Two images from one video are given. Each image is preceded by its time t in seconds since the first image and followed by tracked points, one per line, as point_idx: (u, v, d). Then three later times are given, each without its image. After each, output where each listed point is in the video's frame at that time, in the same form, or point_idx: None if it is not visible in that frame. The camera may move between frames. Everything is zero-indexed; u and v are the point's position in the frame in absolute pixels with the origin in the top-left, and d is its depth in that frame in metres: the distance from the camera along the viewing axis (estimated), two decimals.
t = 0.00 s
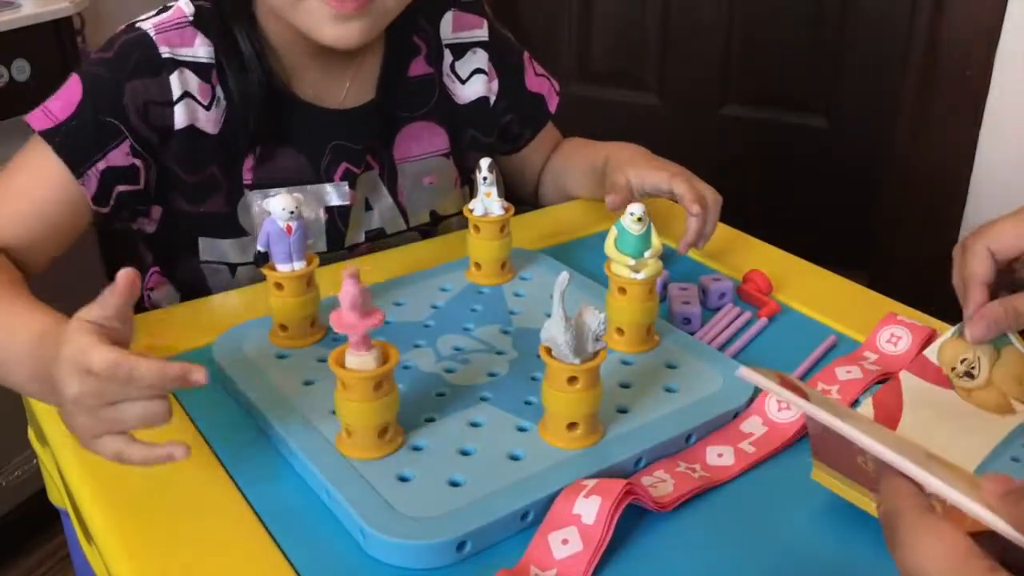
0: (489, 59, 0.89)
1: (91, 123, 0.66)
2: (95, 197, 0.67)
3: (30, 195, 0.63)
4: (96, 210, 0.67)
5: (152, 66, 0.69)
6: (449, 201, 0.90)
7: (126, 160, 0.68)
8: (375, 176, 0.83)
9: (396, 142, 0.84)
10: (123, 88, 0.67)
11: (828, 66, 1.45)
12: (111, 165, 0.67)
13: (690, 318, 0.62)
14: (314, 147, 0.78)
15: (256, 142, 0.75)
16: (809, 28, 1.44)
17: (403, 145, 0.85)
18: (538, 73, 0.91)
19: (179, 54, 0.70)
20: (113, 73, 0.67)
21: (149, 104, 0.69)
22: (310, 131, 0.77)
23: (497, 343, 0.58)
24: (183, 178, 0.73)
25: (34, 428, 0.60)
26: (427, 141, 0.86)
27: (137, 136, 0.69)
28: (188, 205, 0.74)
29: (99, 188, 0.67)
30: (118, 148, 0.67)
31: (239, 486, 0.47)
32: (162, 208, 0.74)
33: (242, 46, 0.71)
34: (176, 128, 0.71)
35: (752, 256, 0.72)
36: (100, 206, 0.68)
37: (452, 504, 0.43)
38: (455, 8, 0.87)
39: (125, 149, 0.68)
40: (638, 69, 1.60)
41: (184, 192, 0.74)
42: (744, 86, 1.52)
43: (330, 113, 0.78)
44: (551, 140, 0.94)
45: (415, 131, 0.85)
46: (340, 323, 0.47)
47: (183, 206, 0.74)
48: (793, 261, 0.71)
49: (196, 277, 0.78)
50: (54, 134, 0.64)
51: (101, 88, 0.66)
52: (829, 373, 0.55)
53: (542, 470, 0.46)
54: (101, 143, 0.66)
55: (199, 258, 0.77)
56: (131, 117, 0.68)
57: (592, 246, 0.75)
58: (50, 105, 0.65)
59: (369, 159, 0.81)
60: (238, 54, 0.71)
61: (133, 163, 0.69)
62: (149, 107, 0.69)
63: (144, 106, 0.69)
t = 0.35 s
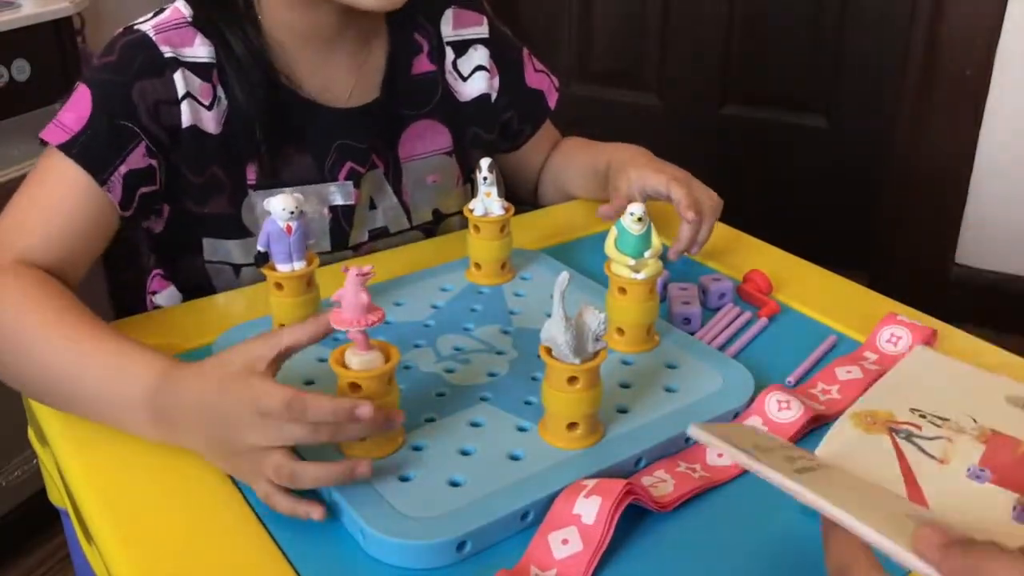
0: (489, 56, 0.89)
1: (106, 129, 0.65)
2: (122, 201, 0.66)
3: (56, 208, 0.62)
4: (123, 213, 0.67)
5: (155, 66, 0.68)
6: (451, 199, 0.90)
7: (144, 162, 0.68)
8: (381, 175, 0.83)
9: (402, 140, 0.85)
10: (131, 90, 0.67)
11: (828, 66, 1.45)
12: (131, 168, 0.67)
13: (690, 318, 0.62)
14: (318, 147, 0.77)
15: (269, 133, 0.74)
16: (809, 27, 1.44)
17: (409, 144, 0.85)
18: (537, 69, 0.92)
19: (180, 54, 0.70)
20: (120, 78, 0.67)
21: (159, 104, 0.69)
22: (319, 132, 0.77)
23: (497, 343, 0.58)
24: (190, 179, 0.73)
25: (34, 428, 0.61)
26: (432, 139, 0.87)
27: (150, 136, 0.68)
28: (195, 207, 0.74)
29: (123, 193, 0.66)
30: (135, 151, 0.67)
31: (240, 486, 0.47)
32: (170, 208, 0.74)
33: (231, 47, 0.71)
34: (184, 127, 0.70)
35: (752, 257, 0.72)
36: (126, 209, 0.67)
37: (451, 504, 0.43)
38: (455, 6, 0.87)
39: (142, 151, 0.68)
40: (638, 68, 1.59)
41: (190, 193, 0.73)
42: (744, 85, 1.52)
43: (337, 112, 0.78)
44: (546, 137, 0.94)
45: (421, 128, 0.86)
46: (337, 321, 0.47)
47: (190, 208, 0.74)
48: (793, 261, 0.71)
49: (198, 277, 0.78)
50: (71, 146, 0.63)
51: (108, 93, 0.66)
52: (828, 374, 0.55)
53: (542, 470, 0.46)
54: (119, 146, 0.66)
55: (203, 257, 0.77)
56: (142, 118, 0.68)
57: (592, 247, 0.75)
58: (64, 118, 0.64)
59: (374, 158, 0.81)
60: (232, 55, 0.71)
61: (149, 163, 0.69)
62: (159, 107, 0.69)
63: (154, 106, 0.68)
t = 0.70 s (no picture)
0: (490, 61, 0.89)
1: (111, 137, 0.65)
2: (125, 209, 0.66)
3: (62, 215, 0.62)
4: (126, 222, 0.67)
5: (162, 71, 0.68)
6: (452, 202, 0.90)
7: (147, 169, 0.68)
8: (382, 180, 0.83)
9: (403, 145, 0.85)
10: (136, 98, 0.67)
11: (828, 66, 1.45)
12: (134, 175, 0.67)
13: (690, 318, 0.62)
14: (321, 152, 0.77)
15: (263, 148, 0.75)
16: (810, 28, 1.44)
17: (410, 148, 0.86)
18: (537, 72, 0.92)
19: (186, 59, 0.70)
20: (127, 83, 0.67)
21: (164, 111, 0.68)
22: (320, 136, 0.77)
23: (496, 342, 0.58)
24: (194, 185, 0.73)
25: (35, 428, 0.61)
26: (432, 142, 0.87)
27: (155, 144, 0.68)
28: (198, 212, 0.74)
29: (127, 201, 0.66)
30: (140, 158, 0.67)
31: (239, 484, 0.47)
32: (174, 215, 0.74)
33: (236, 53, 0.71)
34: (188, 133, 0.70)
35: (751, 256, 0.72)
36: (129, 218, 0.67)
37: (446, 502, 0.43)
38: (457, 9, 0.87)
39: (146, 158, 0.68)
40: (638, 69, 1.59)
41: (194, 199, 0.73)
42: (744, 86, 1.52)
43: (339, 116, 0.77)
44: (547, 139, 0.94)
45: (423, 133, 0.86)
46: (337, 317, 0.47)
47: (194, 213, 0.74)
48: (792, 261, 0.71)
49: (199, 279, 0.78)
50: (75, 153, 0.63)
51: (114, 99, 0.66)
52: (829, 373, 0.55)
53: (538, 470, 0.46)
54: (124, 154, 0.66)
55: (205, 262, 0.77)
56: (147, 126, 0.68)
57: (592, 247, 0.75)
58: (67, 122, 0.64)
59: (376, 162, 0.81)
60: (241, 62, 0.71)
61: (152, 171, 0.69)
62: (163, 114, 0.69)
63: (158, 113, 0.68)
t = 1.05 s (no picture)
0: (480, 57, 0.88)
1: (68, 139, 0.68)
2: (73, 210, 0.70)
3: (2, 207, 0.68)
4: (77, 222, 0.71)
5: (122, 78, 0.70)
6: (446, 199, 0.90)
7: (104, 174, 0.71)
8: (373, 172, 0.83)
9: (392, 141, 0.84)
10: (94, 104, 0.69)
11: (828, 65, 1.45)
12: (87, 179, 0.70)
13: (689, 318, 0.62)
14: (300, 147, 0.78)
15: (239, 143, 0.75)
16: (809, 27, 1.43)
17: (400, 144, 0.85)
18: (528, 69, 0.91)
19: (148, 64, 0.71)
20: (87, 91, 0.69)
21: (123, 117, 0.70)
22: (298, 133, 0.78)
23: (491, 343, 0.58)
24: (170, 187, 0.74)
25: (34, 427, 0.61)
26: (424, 138, 0.86)
27: (114, 151, 0.70)
28: (175, 212, 0.75)
29: (76, 202, 0.70)
30: (95, 163, 0.70)
31: (236, 484, 0.47)
32: (152, 222, 0.76)
33: (213, 57, 0.72)
34: (154, 139, 0.72)
35: (750, 254, 0.72)
36: (81, 220, 0.71)
37: (435, 501, 0.43)
38: (445, 7, 0.88)
39: (103, 164, 0.70)
40: (638, 68, 1.59)
41: (167, 198, 0.75)
42: (744, 85, 1.52)
43: (316, 110, 0.78)
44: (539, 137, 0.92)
45: (412, 130, 0.85)
46: (334, 319, 0.47)
47: (170, 213, 0.75)
48: (792, 261, 0.70)
49: (190, 279, 0.79)
50: (35, 155, 0.68)
51: (78, 104, 0.69)
52: (828, 374, 0.55)
53: (528, 470, 0.46)
54: (77, 158, 0.69)
55: (193, 266, 0.78)
56: (104, 132, 0.70)
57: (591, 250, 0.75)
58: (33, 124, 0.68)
59: (364, 156, 0.82)
60: (215, 65, 0.73)
61: (111, 177, 0.71)
62: (123, 120, 0.70)
63: (117, 119, 0.70)
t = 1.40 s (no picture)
0: (476, 55, 0.89)
1: (66, 154, 0.68)
2: (73, 225, 0.70)
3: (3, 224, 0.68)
4: (76, 235, 0.71)
5: (117, 88, 0.70)
6: (442, 198, 0.90)
7: (102, 186, 0.70)
8: (369, 173, 0.84)
9: (388, 141, 0.85)
10: (90, 117, 0.69)
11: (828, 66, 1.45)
12: (85, 192, 0.70)
13: (690, 318, 0.62)
14: (296, 149, 0.78)
15: (234, 153, 0.75)
16: (809, 28, 1.43)
17: (397, 144, 0.85)
18: (523, 67, 0.92)
19: (142, 73, 0.71)
20: (82, 103, 0.69)
21: (119, 127, 0.70)
22: (298, 134, 0.78)
23: (491, 342, 0.58)
24: (168, 195, 0.75)
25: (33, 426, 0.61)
26: (420, 139, 0.87)
27: (112, 162, 0.70)
28: (174, 219, 0.76)
29: (75, 216, 0.70)
30: (93, 175, 0.70)
31: (238, 485, 0.47)
32: (151, 229, 0.76)
33: (201, 61, 0.72)
34: (151, 147, 0.72)
35: (750, 254, 0.72)
36: (81, 233, 0.71)
37: (436, 500, 0.43)
38: (440, 5, 0.88)
39: (100, 175, 0.70)
40: (638, 69, 1.59)
41: (165, 206, 0.75)
42: (744, 86, 1.52)
43: (315, 114, 0.78)
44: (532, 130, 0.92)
45: (407, 130, 0.85)
46: (334, 319, 0.47)
47: (169, 221, 0.76)
48: (792, 261, 0.70)
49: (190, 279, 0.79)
50: (35, 172, 0.68)
51: (73, 119, 0.69)
52: (828, 374, 0.55)
53: (528, 469, 0.46)
54: (74, 173, 0.69)
55: (193, 272, 0.79)
56: (101, 144, 0.70)
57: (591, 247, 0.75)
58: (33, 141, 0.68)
59: (359, 157, 0.82)
60: (205, 71, 0.73)
61: (109, 188, 0.71)
62: (119, 129, 0.70)
63: (114, 129, 0.70)
